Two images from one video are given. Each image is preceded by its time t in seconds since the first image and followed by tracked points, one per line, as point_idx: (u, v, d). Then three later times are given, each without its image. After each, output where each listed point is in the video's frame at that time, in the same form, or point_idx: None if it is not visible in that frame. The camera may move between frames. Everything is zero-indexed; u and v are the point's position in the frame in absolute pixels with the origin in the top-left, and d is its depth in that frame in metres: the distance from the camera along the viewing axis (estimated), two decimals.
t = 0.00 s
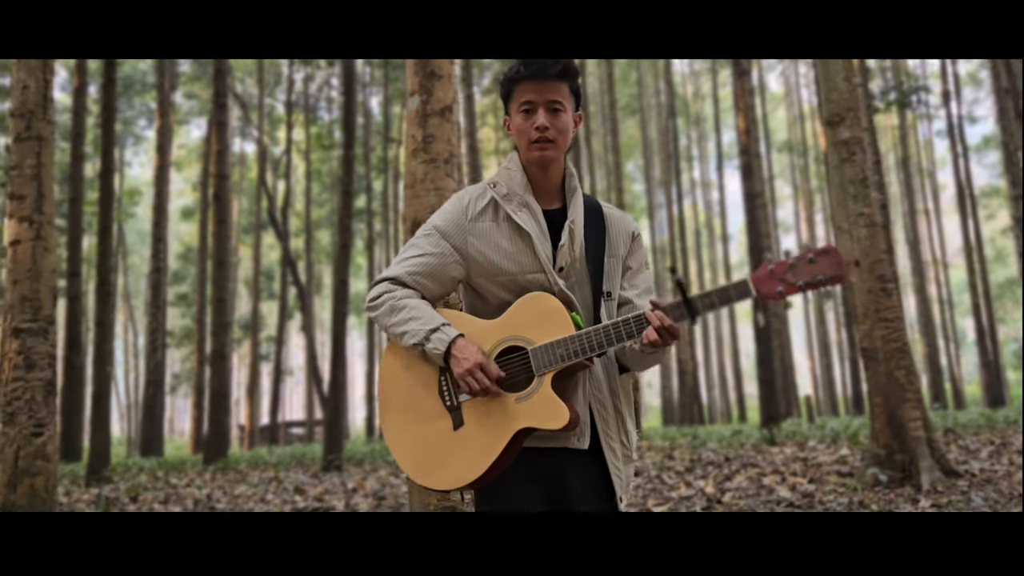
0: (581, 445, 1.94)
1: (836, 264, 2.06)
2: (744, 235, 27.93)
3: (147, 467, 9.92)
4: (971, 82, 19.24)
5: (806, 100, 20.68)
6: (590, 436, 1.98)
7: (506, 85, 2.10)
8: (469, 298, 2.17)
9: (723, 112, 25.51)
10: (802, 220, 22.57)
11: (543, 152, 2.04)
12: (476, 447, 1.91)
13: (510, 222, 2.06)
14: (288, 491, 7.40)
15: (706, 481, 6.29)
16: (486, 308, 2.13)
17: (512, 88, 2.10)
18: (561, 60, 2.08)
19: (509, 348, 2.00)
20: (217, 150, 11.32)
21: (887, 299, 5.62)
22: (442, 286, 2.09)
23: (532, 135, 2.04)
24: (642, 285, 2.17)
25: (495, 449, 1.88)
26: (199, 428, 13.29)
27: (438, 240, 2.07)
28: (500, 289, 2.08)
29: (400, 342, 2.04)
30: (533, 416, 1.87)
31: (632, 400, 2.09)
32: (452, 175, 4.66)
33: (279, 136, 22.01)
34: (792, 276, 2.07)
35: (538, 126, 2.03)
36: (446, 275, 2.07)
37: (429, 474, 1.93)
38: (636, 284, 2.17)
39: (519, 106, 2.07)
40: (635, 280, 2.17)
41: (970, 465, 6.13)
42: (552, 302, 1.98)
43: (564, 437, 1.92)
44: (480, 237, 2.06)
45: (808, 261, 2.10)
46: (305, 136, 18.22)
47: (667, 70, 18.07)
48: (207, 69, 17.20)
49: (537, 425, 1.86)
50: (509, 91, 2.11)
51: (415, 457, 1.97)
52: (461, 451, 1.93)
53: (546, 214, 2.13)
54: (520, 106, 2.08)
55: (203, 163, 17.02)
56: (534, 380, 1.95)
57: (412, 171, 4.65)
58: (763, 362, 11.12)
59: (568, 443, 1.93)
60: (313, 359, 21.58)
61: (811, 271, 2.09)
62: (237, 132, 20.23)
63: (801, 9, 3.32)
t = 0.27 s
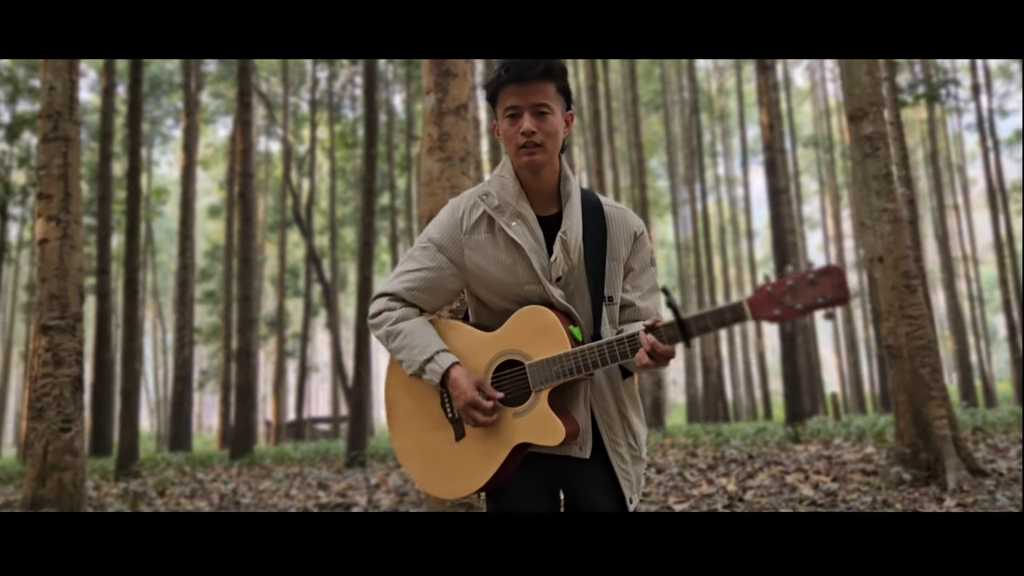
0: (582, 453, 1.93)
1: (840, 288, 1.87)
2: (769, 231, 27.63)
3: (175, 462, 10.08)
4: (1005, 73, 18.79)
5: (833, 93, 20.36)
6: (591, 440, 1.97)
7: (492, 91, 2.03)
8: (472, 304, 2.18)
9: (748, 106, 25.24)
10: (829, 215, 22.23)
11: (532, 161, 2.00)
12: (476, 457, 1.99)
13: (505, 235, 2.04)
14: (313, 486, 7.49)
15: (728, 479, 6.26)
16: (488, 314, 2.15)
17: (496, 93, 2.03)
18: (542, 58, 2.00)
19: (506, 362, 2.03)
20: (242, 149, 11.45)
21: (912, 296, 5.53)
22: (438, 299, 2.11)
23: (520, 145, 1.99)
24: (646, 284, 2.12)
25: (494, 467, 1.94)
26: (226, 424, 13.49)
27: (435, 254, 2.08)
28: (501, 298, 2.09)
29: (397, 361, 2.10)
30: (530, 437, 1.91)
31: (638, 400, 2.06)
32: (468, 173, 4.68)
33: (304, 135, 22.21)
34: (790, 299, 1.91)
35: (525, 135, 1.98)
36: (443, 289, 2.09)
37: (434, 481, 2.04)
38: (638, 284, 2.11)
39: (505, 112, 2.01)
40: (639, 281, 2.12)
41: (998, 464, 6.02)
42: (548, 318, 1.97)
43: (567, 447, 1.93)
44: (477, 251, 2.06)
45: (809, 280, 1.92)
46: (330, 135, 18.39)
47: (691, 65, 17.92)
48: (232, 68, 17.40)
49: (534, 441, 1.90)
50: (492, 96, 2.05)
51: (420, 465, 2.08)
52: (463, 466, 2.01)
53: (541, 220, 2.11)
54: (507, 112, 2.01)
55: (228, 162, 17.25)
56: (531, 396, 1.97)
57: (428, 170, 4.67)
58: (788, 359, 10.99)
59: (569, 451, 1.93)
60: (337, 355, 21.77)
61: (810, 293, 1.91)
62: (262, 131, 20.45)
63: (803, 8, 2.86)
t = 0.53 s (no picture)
0: (600, 457, 1.93)
1: (858, 299, 1.80)
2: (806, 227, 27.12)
3: (213, 457, 10.30)
4: None
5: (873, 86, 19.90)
6: (610, 444, 1.96)
7: (501, 100, 2.02)
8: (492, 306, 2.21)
9: (784, 101, 24.81)
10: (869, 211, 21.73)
11: (544, 170, 2.00)
12: (493, 457, 2.02)
13: (518, 241, 2.05)
14: (347, 482, 7.60)
15: (762, 479, 6.17)
16: (507, 317, 2.17)
17: (506, 101, 2.01)
18: (552, 65, 1.98)
19: (524, 365, 2.05)
20: (277, 149, 11.64)
21: (951, 294, 5.39)
22: (456, 303, 2.16)
23: (531, 154, 2.00)
24: (665, 286, 2.08)
25: (510, 470, 1.97)
26: (262, 419, 13.74)
27: (450, 261, 2.13)
28: (518, 301, 2.11)
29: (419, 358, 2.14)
30: (545, 440, 1.93)
31: (659, 401, 2.03)
32: (495, 172, 4.69)
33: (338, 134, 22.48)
34: (806, 310, 1.86)
35: (536, 145, 1.98)
36: (459, 293, 2.14)
37: (452, 481, 2.07)
38: (656, 287, 2.07)
39: (516, 121, 2.00)
40: (658, 283, 2.08)
41: None
42: (563, 322, 1.98)
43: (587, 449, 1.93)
44: (491, 256, 2.08)
45: (827, 290, 1.87)
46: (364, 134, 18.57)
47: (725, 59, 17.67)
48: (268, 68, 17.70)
49: (550, 445, 1.92)
50: (501, 104, 2.03)
51: (440, 464, 2.11)
52: (481, 467, 2.04)
53: (555, 224, 2.12)
54: (517, 121, 2.00)
55: (264, 162, 17.54)
56: (546, 401, 1.98)
57: (456, 168, 4.72)
58: (826, 358, 10.77)
59: (589, 453, 1.93)
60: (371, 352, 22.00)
61: (827, 304, 1.87)
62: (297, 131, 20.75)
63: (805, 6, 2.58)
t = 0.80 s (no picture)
0: (620, 458, 1.93)
1: (874, 287, 1.87)
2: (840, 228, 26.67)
3: (245, 455, 10.47)
4: None
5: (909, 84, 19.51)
6: (629, 446, 1.96)
7: (522, 92, 2.05)
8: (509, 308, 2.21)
9: (817, 100, 24.44)
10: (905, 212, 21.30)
11: (562, 162, 2.01)
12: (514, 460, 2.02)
13: (534, 239, 2.06)
14: (375, 481, 7.68)
15: (792, 483, 6.09)
16: (525, 318, 2.18)
17: (527, 94, 2.04)
18: (575, 61, 2.01)
19: (540, 368, 2.05)
20: (309, 151, 11.81)
21: (987, 297, 5.27)
22: (473, 303, 2.17)
23: (549, 144, 2.00)
24: (683, 285, 2.07)
25: (529, 472, 1.96)
26: (293, 418, 13.94)
27: (467, 261, 2.14)
28: (535, 302, 2.11)
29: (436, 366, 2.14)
30: (563, 440, 1.93)
31: (678, 403, 2.03)
32: (520, 174, 4.71)
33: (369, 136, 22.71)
34: (821, 299, 1.92)
35: (554, 135, 1.99)
36: (476, 294, 2.15)
37: (475, 486, 2.08)
38: (673, 286, 2.06)
39: (535, 112, 2.02)
40: (675, 282, 2.07)
41: None
42: (579, 322, 1.97)
43: (607, 452, 1.93)
44: (507, 255, 2.09)
45: (840, 279, 1.94)
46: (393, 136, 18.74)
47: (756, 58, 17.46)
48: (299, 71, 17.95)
49: (568, 445, 1.91)
50: (522, 98, 2.06)
51: (463, 469, 2.11)
52: (498, 469, 2.05)
53: (569, 222, 2.13)
54: (538, 112, 2.02)
55: (296, 163, 17.80)
56: (563, 401, 1.98)
57: (481, 171, 4.76)
58: (858, 361, 10.60)
59: (608, 456, 1.94)
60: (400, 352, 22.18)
61: (841, 293, 1.94)
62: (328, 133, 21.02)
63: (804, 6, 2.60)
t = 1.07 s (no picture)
0: (615, 456, 1.93)
1: (857, 268, 1.79)
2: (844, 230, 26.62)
3: (247, 455, 10.49)
4: None
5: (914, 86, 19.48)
6: (625, 443, 1.96)
7: (511, 93, 2.07)
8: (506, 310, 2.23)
9: (822, 102, 24.40)
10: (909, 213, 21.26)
11: (552, 161, 2.03)
12: (510, 459, 2.02)
13: (525, 237, 2.08)
14: (377, 482, 7.69)
15: (793, 486, 6.07)
16: (521, 318, 2.18)
17: (516, 94, 2.06)
18: (562, 61, 2.03)
19: (532, 366, 2.05)
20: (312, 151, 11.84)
21: (989, 301, 5.26)
22: (469, 304, 2.20)
23: (537, 143, 2.02)
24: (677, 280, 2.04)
25: (522, 471, 1.97)
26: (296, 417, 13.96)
27: (462, 261, 2.19)
28: (528, 301, 2.11)
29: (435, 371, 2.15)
30: (555, 436, 1.92)
31: (674, 402, 2.02)
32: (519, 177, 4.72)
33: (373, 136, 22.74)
34: (803, 281, 1.86)
35: (543, 134, 2.01)
36: (471, 293, 2.18)
37: (473, 488, 2.08)
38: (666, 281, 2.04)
39: (524, 112, 2.03)
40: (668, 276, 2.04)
41: None
42: (568, 318, 1.98)
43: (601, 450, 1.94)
44: (499, 254, 2.12)
45: (823, 260, 1.86)
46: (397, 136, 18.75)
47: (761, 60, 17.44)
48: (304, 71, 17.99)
49: (560, 442, 1.91)
50: (512, 98, 2.08)
51: (463, 472, 2.13)
52: (495, 469, 2.06)
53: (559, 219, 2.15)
54: (527, 112, 2.03)
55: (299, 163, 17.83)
56: (555, 398, 1.98)
57: (480, 174, 4.78)
58: (862, 363, 10.58)
59: (602, 454, 1.94)
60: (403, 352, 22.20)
61: (824, 274, 1.86)
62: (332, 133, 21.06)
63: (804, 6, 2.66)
